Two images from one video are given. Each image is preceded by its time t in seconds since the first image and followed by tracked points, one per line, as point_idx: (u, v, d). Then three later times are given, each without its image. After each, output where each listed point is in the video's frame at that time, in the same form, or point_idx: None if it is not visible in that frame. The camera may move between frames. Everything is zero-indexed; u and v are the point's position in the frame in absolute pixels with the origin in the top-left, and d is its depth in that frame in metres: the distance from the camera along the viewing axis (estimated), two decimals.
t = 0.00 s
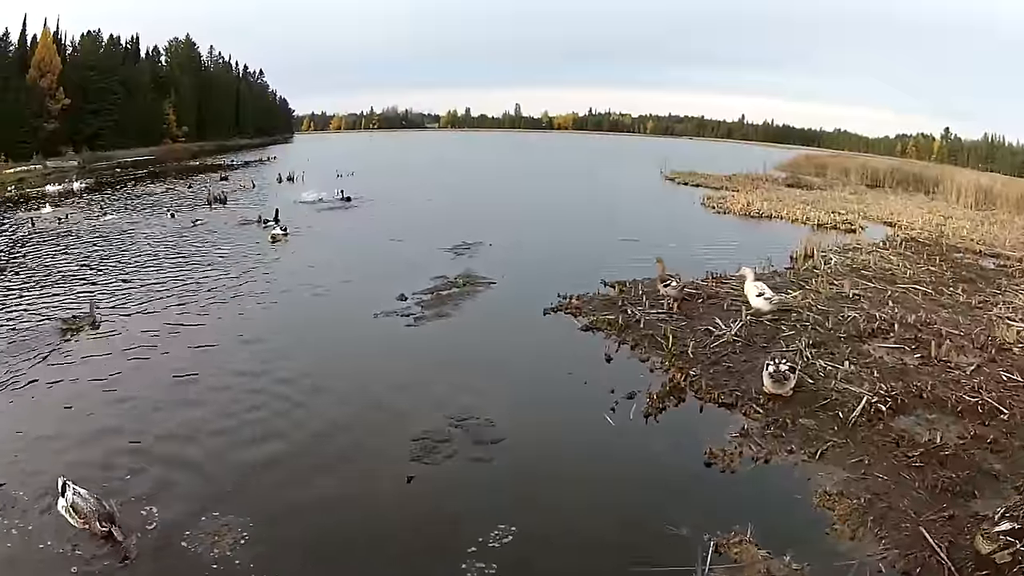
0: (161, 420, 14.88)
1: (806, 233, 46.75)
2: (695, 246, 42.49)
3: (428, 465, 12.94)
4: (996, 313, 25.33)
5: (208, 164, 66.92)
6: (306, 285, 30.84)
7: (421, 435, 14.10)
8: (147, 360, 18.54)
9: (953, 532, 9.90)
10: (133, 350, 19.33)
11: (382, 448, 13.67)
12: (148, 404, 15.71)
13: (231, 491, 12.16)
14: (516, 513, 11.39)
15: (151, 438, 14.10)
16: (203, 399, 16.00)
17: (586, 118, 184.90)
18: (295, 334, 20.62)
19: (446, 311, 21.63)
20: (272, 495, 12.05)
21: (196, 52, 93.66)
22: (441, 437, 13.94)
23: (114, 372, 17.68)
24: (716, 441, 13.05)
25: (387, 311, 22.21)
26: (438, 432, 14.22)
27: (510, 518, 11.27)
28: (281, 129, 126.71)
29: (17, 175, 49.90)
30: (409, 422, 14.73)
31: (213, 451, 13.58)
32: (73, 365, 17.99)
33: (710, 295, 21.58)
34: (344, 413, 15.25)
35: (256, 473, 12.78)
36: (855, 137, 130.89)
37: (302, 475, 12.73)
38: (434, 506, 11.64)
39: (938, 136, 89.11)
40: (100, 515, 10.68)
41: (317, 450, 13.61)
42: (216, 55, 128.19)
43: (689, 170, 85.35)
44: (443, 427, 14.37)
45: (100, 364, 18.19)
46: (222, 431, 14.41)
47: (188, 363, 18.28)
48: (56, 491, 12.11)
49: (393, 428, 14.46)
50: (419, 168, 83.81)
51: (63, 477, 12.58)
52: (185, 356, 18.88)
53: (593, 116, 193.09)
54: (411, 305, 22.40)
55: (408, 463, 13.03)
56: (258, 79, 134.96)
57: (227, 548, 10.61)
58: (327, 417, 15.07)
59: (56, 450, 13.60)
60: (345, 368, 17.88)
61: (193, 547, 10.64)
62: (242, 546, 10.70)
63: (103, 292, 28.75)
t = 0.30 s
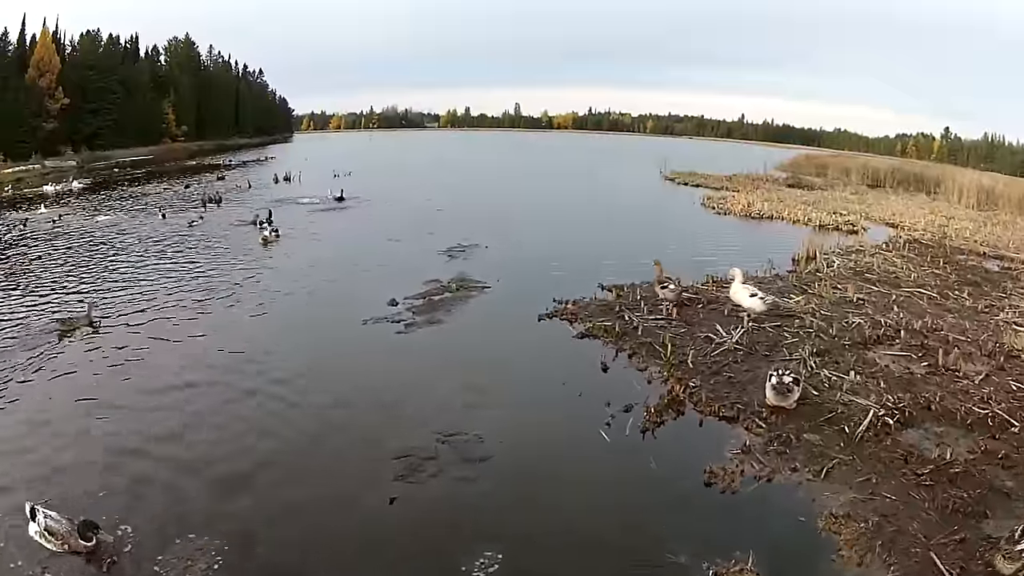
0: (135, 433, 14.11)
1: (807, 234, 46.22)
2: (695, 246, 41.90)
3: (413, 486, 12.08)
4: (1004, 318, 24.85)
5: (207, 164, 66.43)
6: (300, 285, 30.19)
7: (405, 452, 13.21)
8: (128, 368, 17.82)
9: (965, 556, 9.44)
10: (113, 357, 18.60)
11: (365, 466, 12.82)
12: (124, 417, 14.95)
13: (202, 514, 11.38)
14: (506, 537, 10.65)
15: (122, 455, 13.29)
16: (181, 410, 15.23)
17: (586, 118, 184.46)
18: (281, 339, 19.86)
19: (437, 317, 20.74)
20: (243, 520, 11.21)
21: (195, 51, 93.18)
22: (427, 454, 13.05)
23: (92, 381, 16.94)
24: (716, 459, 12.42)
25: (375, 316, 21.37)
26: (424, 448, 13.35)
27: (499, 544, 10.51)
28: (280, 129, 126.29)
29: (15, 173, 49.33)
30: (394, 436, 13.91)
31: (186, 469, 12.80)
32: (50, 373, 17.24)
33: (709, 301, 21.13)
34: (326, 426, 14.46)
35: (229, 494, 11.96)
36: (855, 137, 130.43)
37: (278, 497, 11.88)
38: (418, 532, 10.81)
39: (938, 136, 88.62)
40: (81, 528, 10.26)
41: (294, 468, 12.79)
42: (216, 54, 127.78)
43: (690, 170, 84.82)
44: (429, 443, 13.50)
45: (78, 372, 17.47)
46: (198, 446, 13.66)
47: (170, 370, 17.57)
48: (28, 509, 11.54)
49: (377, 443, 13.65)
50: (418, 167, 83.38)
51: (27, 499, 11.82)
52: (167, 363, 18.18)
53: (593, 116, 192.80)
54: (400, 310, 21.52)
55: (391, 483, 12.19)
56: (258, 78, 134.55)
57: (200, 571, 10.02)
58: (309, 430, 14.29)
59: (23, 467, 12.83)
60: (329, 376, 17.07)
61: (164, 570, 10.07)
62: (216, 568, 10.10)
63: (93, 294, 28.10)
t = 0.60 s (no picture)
0: (117, 447, 13.62)
1: (812, 235, 45.75)
2: (699, 247, 41.38)
3: (400, 508, 11.52)
4: (1014, 324, 24.42)
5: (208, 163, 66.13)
6: (298, 286, 29.76)
7: (392, 471, 12.64)
8: (116, 374, 17.35)
9: None
10: (102, 363, 18.13)
11: (351, 485, 12.26)
12: (107, 428, 14.46)
13: (179, 537, 10.85)
14: (499, 562, 10.17)
15: (102, 470, 12.80)
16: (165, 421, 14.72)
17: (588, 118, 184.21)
18: (273, 344, 19.35)
19: (433, 324, 20.24)
20: (222, 545, 10.67)
21: (197, 50, 92.86)
22: (416, 474, 12.49)
23: (81, 387, 16.49)
24: (718, 479, 11.95)
25: (369, 323, 20.58)
26: (413, 467, 12.77)
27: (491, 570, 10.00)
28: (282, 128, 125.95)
29: (16, 172, 48.97)
30: (383, 451, 13.38)
31: (166, 486, 12.29)
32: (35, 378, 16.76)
33: (712, 307, 20.75)
34: (313, 439, 13.93)
35: (209, 515, 11.43)
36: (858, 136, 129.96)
37: (258, 519, 11.33)
38: (406, 559, 10.27)
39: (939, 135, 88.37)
40: (65, 545, 9.89)
41: (278, 487, 12.26)
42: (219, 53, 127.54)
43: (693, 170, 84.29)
44: (418, 461, 12.92)
45: (64, 379, 17.00)
46: (180, 460, 13.16)
47: (157, 377, 17.09)
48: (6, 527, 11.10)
49: (365, 460, 13.08)
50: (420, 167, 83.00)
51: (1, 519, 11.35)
52: (155, 369, 17.70)
53: (597, 115, 192.31)
54: (394, 315, 21.06)
55: (378, 505, 11.64)
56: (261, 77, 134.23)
57: None
58: (296, 443, 13.76)
59: None
60: (319, 385, 16.54)
61: None
62: None
63: (89, 295, 27.69)
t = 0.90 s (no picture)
0: (105, 458, 13.17)
1: (825, 238, 45.06)
2: (711, 247, 40.81)
3: (393, 529, 10.97)
4: None
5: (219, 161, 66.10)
6: (304, 286, 29.41)
7: (387, 489, 12.10)
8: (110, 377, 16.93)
9: None
10: (97, 366, 17.72)
11: (344, 504, 11.72)
12: (97, 437, 14.02)
13: (161, 558, 10.35)
14: None
15: (88, 483, 12.34)
16: (157, 431, 14.27)
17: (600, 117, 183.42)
18: (272, 349, 18.89)
19: (437, 329, 19.80)
20: (204, 567, 10.15)
21: (209, 49, 92.97)
22: (412, 491, 11.98)
23: (79, 390, 16.17)
24: (730, 500, 11.48)
25: (371, 329, 20.14)
26: (409, 484, 12.24)
27: None
28: (294, 127, 126.07)
29: (26, 170, 48.95)
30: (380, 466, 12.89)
31: (152, 502, 11.82)
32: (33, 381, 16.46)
33: (725, 315, 20.30)
34: (307, 453, 13.41)
35: (194, 535, 10.93)
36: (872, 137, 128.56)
37: (246, 540, 10.82)
38: None
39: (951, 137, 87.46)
40: (56, 558, 9.64)
41: (267, 505, 11.75)
42: (231, 52, 127.93)
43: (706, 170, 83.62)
44: (414, 479, 12.39)
45: (58, 382, 16.59)
46: (169, 474, 12.68)
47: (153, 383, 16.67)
48: None
49: (359, 477, 12.55)
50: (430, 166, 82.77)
51: None
52: (150, 373, 17.28)
53: (609, 115, 191.77)
54: (397, 320, 20.66)
55: (370, 525, 11.09)
56: (274, 75, 134.59)
57: None
58: (289, 457, 13.26)
59: None
60: (317, 394, 16.05)
61: None
62: None
63: (94, 294, 27.43)
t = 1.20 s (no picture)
0: (87, 470, 12.62)
1: (836, 241, 44.43)
2: (720, 249, 40.17)
3: (382, 554, 10.30)
4: None
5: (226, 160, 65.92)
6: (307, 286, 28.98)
7: (378, 508, 11.43)
8: (100, 384, 16.42)
9: None
10: (86, 370, 17.21)
11: (332, 526, 11.05)
12: (80, 448, 13.48)
13: None
14: None
15: (71, 497, 11.85)
16: (141, 443, 13.72)
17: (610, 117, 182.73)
18: (268, 355, 18.35)
19: (438, 336, 19.25)
20: None
21: (218, 48, 93.06)
22: (405, 511, 11.31)
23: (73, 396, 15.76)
24: (740, 525, 11.00)
25: (369, 334, 19.66)
26: (403, 503, 11.56)
27: None
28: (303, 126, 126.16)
29: (33, 168, 48.96)
30: (372, 483, 12.26)
31: (131, 522, 11.23)
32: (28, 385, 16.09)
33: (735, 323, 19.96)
34: (298, 468, 12.81)
35: (171, 559, 10.33)
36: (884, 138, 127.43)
37: (225, 565, 10.18)
38: None
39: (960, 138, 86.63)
40: None
41: (250, 526, 11.12)
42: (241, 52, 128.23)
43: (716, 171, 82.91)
44: (408, 497, 11.73)
45: (45, 388, 16.10)
46: (151, 491, 12.11)
47: (143, 389, 16.14)
48: None
49: (351, 495, 11.90)
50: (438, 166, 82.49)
51: None
52: (141, 379, 16.76)
53: (619, 115, 191.06)
54: (398, 326, 20.15)
55: (359, 549, 10.44)
56: (283, 75, 134.88)
57: None
58: (278, 474, 12.66)
59: None
60: (310, 403, 15.46)
61: None
62: None
63: (96, 294, 27.15)
